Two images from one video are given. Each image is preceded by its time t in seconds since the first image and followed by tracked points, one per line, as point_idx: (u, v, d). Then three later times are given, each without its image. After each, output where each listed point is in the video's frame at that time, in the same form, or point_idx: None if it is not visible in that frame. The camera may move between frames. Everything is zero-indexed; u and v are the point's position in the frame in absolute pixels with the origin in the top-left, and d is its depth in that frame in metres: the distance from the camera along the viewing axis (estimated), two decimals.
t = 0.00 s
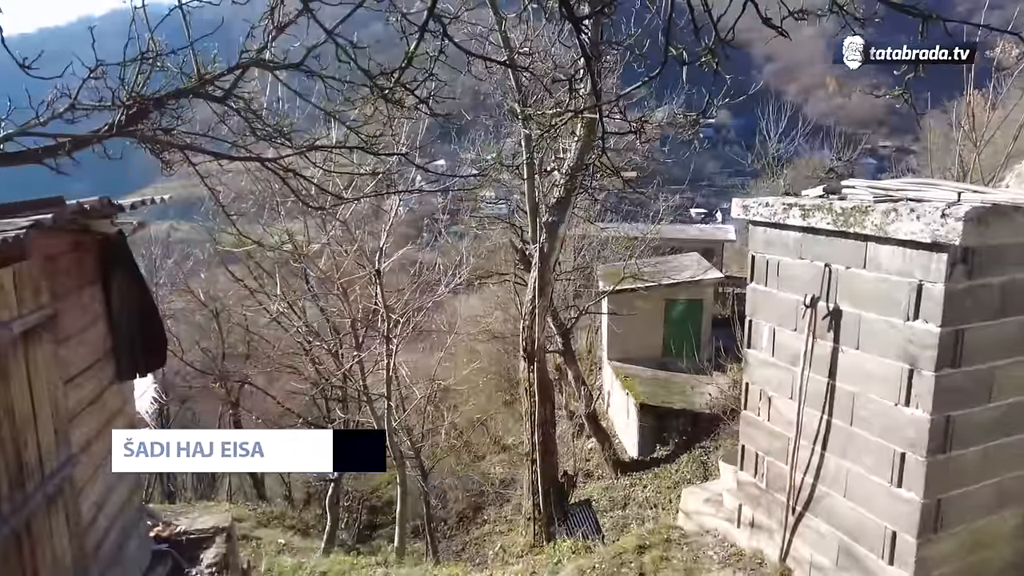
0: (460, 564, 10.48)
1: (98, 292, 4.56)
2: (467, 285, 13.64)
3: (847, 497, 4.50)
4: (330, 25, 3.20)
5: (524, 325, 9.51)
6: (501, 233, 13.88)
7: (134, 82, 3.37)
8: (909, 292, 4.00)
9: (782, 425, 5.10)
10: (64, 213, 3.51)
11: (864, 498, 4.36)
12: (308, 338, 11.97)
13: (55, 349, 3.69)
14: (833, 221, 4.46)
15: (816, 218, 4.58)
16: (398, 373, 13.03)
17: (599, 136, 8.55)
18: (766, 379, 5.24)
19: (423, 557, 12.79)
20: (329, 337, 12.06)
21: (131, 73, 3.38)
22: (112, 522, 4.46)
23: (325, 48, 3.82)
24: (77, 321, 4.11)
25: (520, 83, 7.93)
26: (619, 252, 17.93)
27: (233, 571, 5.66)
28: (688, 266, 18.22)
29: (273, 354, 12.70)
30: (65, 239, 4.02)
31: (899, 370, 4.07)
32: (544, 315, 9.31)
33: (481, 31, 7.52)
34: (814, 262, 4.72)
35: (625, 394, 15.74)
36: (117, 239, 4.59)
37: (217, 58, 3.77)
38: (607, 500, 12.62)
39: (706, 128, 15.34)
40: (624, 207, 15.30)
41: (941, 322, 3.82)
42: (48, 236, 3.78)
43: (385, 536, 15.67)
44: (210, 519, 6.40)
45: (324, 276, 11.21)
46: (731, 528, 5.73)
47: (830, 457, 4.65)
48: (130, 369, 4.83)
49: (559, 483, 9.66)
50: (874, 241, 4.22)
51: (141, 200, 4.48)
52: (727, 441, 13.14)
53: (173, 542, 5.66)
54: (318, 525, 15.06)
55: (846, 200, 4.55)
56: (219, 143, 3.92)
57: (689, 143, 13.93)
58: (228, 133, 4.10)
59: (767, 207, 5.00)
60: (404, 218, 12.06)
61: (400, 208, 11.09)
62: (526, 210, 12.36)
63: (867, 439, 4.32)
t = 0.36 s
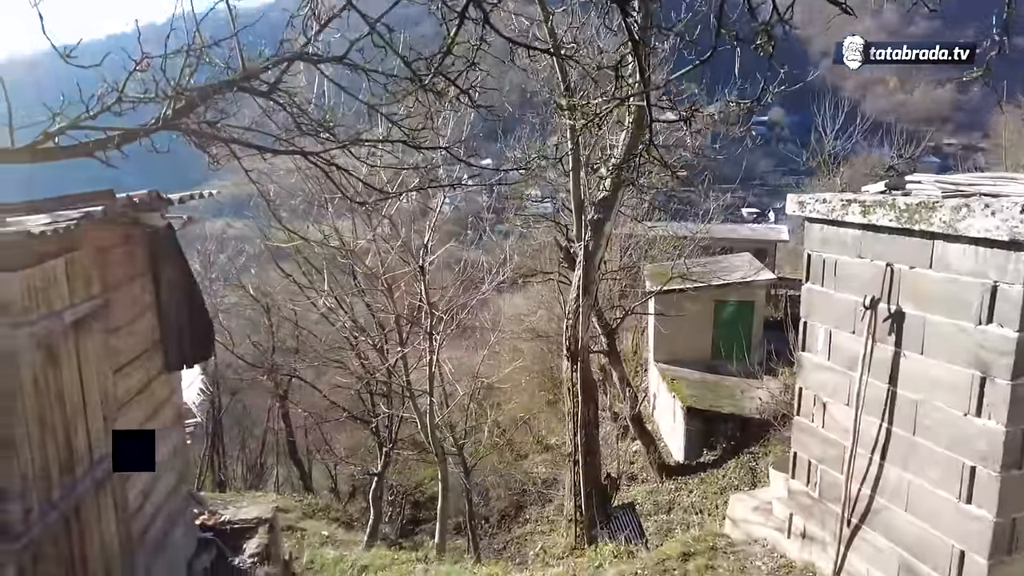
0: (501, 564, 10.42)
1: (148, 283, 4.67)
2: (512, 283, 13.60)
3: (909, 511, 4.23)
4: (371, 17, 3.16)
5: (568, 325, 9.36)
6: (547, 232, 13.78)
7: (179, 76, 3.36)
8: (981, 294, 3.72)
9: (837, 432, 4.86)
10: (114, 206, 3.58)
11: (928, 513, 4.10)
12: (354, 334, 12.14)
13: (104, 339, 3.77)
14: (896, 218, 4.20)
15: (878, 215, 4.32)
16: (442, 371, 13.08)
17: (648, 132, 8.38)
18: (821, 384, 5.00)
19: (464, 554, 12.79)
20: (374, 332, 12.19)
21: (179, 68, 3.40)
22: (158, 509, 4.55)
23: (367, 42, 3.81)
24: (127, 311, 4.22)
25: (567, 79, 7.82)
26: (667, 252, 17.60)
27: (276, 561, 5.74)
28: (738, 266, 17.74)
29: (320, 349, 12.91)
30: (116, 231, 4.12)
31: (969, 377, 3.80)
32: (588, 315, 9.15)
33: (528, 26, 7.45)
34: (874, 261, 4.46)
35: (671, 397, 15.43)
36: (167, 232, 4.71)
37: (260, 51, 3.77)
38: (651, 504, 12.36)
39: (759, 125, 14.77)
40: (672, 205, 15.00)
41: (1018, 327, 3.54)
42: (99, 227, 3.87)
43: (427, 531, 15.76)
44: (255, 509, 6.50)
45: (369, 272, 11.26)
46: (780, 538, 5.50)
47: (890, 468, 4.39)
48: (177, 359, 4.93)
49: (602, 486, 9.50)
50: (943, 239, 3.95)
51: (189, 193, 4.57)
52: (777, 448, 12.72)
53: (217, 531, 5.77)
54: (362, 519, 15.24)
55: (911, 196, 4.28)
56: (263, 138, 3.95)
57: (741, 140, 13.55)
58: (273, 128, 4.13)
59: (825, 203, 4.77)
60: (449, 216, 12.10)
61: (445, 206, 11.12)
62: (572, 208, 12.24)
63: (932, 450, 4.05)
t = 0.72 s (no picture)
0: (536, 570, 10.22)
1: (187, 276, 4.70)
2: (553, 286, 13.42)
3: (979, 536, 3.90)
4: None
5: (609, 329, 9.11)
6: (589, 234, 13.57)
7: (214, 58, 3.38)
8: None
9: (898, 448, 4.55)
10: (151, 195, 3.56)
11: (1000, 540, 3.76)
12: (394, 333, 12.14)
13: (139, 330, 3.76)
14: (970, 217, 3.88)
15: (949, 214, 4.00)
16: (481, 372, 12.97)
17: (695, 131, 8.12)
18: (880, 396, 4.69)
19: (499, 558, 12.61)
20: (414, 332, 12.17)
21: (216, 51, 3.44)
22: (192, 501, 4.53)
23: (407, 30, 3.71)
24: (164, 301, 4.23)
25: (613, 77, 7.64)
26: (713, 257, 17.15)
27: (308, 559, 5.70)
28: (788, 273, 17.16)
29: (360, 347, 12.96)
30: (155, 221, 4.14)
31: None
32: (631, 319, 8.89)
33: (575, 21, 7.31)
34: (944, 264, 4.14)
35: (715, 405, 14.99)
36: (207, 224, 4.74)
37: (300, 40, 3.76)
38: (691, 515, 11.99)
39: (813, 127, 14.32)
40: (720, 209, 14.60)
41: None
42: (137, 218, 3.87)
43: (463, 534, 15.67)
44: (290, 506, 6.50)
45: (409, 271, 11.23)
46: (831, 559, 5.20)
47: (959, 489, 4.05)
48: (214, 352, 4.94)
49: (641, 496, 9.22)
50: (1022, 240, 3.62)
51: (230, 185, 4.57)
52: (826, 462, 12.19)
53: (252, 526, 5.78)
54: (399, 518, 15.26)
55: (986, 193, 3.95)
56: (302, 127, 3.88)
57: (793, 142, 13.09)
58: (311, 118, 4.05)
59: (888, 202, 4.46)
60: (491, 216, 12.00)
61: (486, 206, 11.03)
62: (615, 210, 12.00)
63: (1007, 471, 3.72)
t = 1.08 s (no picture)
0: None
1: (244, 275, 4.82)
2: (609, 294, 13.21)
3: None
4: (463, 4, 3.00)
5: (666, 340, 8.86)
6: (649, 241, 13.30)
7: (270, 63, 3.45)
8: None
9: (975, 481, 4.21)
10: (211, 196, 3.66)
11: None
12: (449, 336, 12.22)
13: (195, 327, 3.87)
14: None
15: None
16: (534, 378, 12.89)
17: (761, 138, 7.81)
18: (956, 424, 4.36)
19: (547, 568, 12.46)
20: (468, 335, 12.21)
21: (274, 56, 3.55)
22: (243, 495, 4.64)
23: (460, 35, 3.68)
24: (221, 300, 4.34)
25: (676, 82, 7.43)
26: (779, 268, 16.53)
27: (354, 558, 5.76)
28: (859, 286, 16.36)
29: (415, 349, 13.10)
30: (215, 222, 4.27)
31: None
32: (689, 331, 8.61)
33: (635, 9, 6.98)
34: None
35: (776, 422, 14.42)
36: (265, 226, 4.87)
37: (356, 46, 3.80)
38: (748, 535, 11.53)
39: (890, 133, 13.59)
40: (786, 218, 14.06)
41: None
42: (196, 219, 3.99)
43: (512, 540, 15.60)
44: (339, 504, 6.61)
45: (463, 275, 11.25)
46: None
47: None
48: (268, 351, 5.05)
49: (695, 514, 8.92)
50: None
51: (288, 188, 4.67)
52: (896, 488, 11.50)
53: (301, 523, 5.91)
54: (449, 520, 15.33)
55: None
56: (355, 132, 3.90)
57: (868, 150, 12.47)
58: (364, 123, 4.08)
59: (970, 216, 4.14)
60: (548, 222, 11.92)
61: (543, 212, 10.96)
62: (676, 218, 11.71)
63: None
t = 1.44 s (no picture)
0: None
1: (300, 271, 5.05)
2: (665, 297, 13.03)
3: None
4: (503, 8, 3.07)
5: (720, 344, 8.67)
6: (707, 244, 13.02)
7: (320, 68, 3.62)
8: None
9: None
10: (266, 194, 3.86)
11: None
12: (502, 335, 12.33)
13: (251, 319, 4.09)
14: None
15: None
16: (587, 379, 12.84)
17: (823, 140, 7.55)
18: (1021, 440, 4.12)
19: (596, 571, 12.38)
20: (521, 335, 12.28)
21: (324, 61, 3.72)
22: (294, 480, 4.86)
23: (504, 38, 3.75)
24: (276, 294, 4.57)
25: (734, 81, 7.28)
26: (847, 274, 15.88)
27: (400, 548, 5.91)
28: (934, 294, 15.53)
29: (468, 347, 13.27)
30: (272, 220, 4.51)
31: None
32: (745, 335, 8.39)
33: None
34: None
35: (839, 433, 13.87)
36: (320, 223, 5.09)
37: (404, 51, 3.94)
38: (807, 548, 11.13)
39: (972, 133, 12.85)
40: (855, 222, 13.50)
41: None
42: (255, 216, 4.22)
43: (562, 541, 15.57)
44: (387, 494, 6.81)
45: (516, 274, 11.33)
46: None
47: None
48: (322, 344, 5.27)
49: (745, 525, 8.74)
50: None
51: (342, 188, 4.86)
52: (969, 507, 10.88)
53: (350, 511, 6.14)
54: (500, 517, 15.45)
55: None
56: (402, 133, 4.03)
57: (946, 151, 11.82)
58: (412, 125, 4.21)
59: None
60: (603, 223, 11.85)
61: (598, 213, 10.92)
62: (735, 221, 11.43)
63: None
